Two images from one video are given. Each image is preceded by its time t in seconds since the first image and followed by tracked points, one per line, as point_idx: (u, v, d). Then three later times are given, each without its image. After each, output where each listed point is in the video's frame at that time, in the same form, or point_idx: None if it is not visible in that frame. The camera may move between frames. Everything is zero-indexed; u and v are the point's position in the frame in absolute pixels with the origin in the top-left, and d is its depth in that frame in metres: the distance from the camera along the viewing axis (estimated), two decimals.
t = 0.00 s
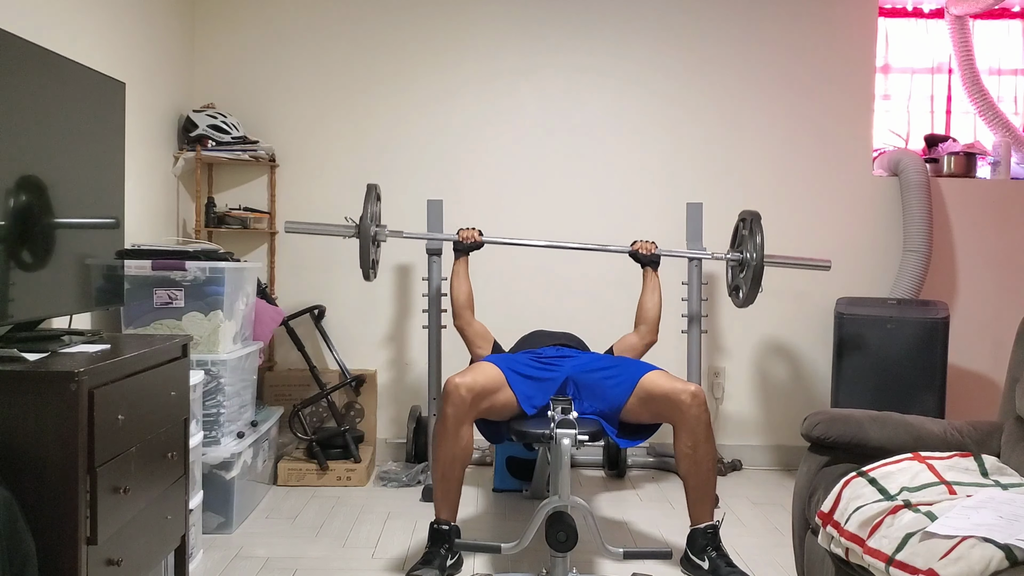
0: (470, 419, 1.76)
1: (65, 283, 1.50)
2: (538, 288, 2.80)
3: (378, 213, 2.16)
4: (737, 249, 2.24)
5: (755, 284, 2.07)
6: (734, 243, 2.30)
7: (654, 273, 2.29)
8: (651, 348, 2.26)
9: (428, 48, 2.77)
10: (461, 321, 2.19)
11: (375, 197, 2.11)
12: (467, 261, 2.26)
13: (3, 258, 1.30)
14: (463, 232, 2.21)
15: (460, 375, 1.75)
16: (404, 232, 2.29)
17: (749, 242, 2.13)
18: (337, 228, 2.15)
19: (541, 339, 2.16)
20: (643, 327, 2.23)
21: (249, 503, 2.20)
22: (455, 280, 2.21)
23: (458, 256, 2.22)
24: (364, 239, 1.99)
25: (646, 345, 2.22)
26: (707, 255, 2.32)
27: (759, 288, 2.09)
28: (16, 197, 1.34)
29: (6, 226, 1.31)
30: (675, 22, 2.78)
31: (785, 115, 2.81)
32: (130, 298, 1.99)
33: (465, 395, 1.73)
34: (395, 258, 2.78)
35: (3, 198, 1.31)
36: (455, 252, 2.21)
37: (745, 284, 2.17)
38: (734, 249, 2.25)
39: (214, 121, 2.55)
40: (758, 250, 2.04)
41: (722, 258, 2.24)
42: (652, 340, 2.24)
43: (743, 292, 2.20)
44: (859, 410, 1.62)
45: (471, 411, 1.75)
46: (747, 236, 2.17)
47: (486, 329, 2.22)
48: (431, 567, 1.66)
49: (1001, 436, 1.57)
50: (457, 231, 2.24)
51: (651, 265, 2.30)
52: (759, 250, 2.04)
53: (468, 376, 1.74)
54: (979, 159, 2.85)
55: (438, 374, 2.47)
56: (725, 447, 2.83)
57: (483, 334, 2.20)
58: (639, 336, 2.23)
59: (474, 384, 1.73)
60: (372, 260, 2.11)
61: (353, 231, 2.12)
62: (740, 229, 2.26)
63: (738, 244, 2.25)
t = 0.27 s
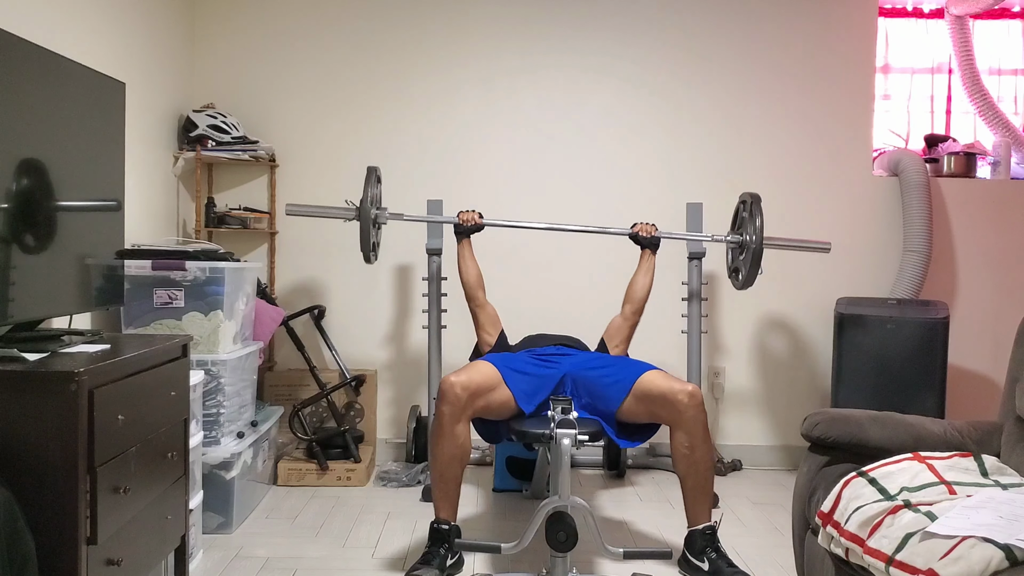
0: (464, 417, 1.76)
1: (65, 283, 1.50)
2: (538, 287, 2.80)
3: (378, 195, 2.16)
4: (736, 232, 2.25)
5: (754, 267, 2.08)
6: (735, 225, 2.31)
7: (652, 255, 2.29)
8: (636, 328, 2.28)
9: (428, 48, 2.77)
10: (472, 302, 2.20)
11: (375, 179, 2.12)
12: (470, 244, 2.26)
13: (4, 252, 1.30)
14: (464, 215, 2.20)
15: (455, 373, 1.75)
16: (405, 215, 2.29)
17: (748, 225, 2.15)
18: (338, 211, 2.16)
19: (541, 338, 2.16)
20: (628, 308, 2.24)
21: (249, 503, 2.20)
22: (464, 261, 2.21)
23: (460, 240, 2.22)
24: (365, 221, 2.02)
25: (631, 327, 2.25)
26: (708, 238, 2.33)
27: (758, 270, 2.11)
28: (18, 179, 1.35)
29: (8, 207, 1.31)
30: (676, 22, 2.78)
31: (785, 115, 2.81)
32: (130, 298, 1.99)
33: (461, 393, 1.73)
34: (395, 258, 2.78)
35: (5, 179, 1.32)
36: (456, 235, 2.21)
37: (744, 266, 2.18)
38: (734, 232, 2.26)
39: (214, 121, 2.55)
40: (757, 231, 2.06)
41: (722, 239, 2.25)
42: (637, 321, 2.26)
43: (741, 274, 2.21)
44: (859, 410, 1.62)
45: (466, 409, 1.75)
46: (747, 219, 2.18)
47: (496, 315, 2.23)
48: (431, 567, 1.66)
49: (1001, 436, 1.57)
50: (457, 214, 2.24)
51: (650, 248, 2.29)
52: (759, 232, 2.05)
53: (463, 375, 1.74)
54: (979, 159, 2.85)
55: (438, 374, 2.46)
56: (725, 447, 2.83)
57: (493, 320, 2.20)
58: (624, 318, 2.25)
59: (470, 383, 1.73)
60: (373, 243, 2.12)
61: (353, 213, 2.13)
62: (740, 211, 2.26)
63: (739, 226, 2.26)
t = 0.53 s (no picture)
0: (465, 416, 1.76)
1: (65, 283, 1.50)
2: (537, 287, 2.80)
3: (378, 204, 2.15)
4: (738, 236, 2.25)
5: (757, 271, 2.07)
6: (738, 229, 2.29)
7: (653, 260, 2.30)
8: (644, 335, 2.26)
9: (428, 49, 2.77)
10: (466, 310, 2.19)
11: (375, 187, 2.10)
12: (468, 250, 2.25)
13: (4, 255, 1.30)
14: (464, 221, 2.21)
15: (456, 372, 1.74)
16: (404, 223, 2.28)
17: (749, 228, 2.15)
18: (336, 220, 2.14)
19: (541, 339, 2.16)
20: (635, 315, 2.23)
21: (249, 503, 2.20)
22: (458, 268, 2.21)
23: (459, 247, 2.22)
24: (365, 228, 2.00)
25: (638, 335, 2.23)
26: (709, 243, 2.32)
27: (760, 275, 2.10)
28: (17, 188, 1.34)
29: (8, 217, 1.31)
30: (675, 22, 2.78)
31: (785, 115, 2.81)
32: (130, 298, 1.99)
33: (461, 393, 1.73)
34: (395, 258, 2.78)
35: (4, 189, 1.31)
36: (456, 241, 2.21)
37: (746, 271, 2.17)
38: (735, 236, 2.26)
39: (214, 121, 2.55)
40: (758, 237, 2.04)
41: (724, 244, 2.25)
42: (644, 328, 2.24)
43: (744, 278, 2.21)
44: (858, 410, 1.62)
45: (467, 408, 1.75)
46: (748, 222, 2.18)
47: (488, 322, 2.22)
48: (431, 567, 1.67)
49: (1001, 436, 1.57)
50: (457, 221, 2.24)
51: (653, 253, 2.31)
52: (759, 236, 2.05)
53: (464, 374, 1.74)
54: (979, 159, 2.85)
55: (438, 374, 2.47)
56: (725, 448, 2.83)
57: (486, 327, 2.20)
58: (632, 325, 2.23)
59: (470, 383, 1.73)
60: (372, 251, 2.11)
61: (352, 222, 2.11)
62: (742, 216, 2.25)
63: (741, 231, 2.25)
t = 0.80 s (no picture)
0: (463, 416, 1.76)
1: (65, 283, 1.50)
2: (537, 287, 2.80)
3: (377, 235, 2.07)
4: (738, 270, 2.15)
5: (756, 307, 1.96)
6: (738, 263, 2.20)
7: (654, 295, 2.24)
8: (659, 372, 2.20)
9: (428, 48, 2.77)
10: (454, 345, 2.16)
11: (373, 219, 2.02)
12: (463, 283, 2.20)
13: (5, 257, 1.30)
14: (462, 254, 2.15)
15: (452, 373, 1.74)
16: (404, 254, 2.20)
17: (749, 263, 2.04)
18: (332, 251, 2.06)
19: (540, 339, 2.16)
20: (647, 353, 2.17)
21: (249, 503, 2.20)
22: (449, 303, 2.17)
23: (454, 279, 2.17)
24: (360, 261, 1.91)
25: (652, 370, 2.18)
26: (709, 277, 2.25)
27: (760, 311, 1.99)
28: (14, 221, 1.33)
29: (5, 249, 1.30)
30: (675, 22, 2.78)
31: (785, 115, 2.81)
32: (130, 298, 1.99)
33: (458, 393, 1.72)
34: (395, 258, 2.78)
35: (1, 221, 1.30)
36: (453, 274, 2.17)
37: (745, 307, 2.06)
38: (735, 271, 2.16)
39: (214, 121, 2.55)
40: (758, 272, 1.94)
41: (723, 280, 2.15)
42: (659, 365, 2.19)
43: (742, 314, 2.09)
44: (859, 410, 1.62)
45: (464, 408, 1.75)
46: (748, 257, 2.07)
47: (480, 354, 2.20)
48: (432, 566, 1.67)
49: (1001, 437, 1.57)
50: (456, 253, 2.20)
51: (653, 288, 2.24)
52: (759, 271, 1.94)
53: (460, 375, 1.74)
54: (979, 159, 2.85)
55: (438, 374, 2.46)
56: (725, 448, 2.83)
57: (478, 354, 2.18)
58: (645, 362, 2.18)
59: (467, 383, 1.73)
60: (369, 284, 2.00)
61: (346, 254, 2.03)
62: (740, 250, 2.15)
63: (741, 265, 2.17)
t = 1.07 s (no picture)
0: (464, 418, 1.76)
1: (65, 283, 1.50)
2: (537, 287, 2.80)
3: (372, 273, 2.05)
4: (736, 318, 2.13)
5: (754, 357, 1.95)
6: (734, 309, 2.18)
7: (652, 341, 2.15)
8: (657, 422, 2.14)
9: (428, 48, 2.77)
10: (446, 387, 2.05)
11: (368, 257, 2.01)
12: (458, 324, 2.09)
13: (5, 255, 1.31)
14: (458, 295, 2.05)
15: (454, 375, 1.75)
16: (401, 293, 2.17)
17: (748, 312, 2.03)
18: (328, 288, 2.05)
19: (540, 338, 2.17)
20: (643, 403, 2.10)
21: (249, 503, 2.20)
22: (442, 344, 2.05)
23: (449, 320, 2.06)
24: (354, 301, 1.89)
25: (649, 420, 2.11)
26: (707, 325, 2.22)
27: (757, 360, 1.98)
28: (9, 263, 1.33)
29: None
30: (676, 22, 2.78)
31: (785, 115, 2.81)
32: (130, 298, 1.99)
33: (460, 394, 1.73)
34: (395, 258, 2.78)
35: None
36: (449, 315, 2.06)
37: (742, 356, 2.05)
38: (732, 319, 2.14)
39: (214, 121, 2.55)
40: (758, 321, 1.93)
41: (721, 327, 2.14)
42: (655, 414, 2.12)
43: (740, 363, 2.08)
44: (859, 410, 1.62)
45: (465, 409, 1.75)
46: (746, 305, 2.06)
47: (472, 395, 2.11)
48: (432, 566, 1.67)
49: (1001, 436, 1.57)
50: (452, 292, 2.09)
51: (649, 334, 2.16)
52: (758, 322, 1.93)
53: (463, 376, 1.74)
54: (979, 159, 2.85)
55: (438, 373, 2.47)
56: (725, 447, 2.83)
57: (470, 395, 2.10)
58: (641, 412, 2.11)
59: (469, 384, 1.73)
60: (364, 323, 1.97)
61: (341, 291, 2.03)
62: (740, 297, 2.13)
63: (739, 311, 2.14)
